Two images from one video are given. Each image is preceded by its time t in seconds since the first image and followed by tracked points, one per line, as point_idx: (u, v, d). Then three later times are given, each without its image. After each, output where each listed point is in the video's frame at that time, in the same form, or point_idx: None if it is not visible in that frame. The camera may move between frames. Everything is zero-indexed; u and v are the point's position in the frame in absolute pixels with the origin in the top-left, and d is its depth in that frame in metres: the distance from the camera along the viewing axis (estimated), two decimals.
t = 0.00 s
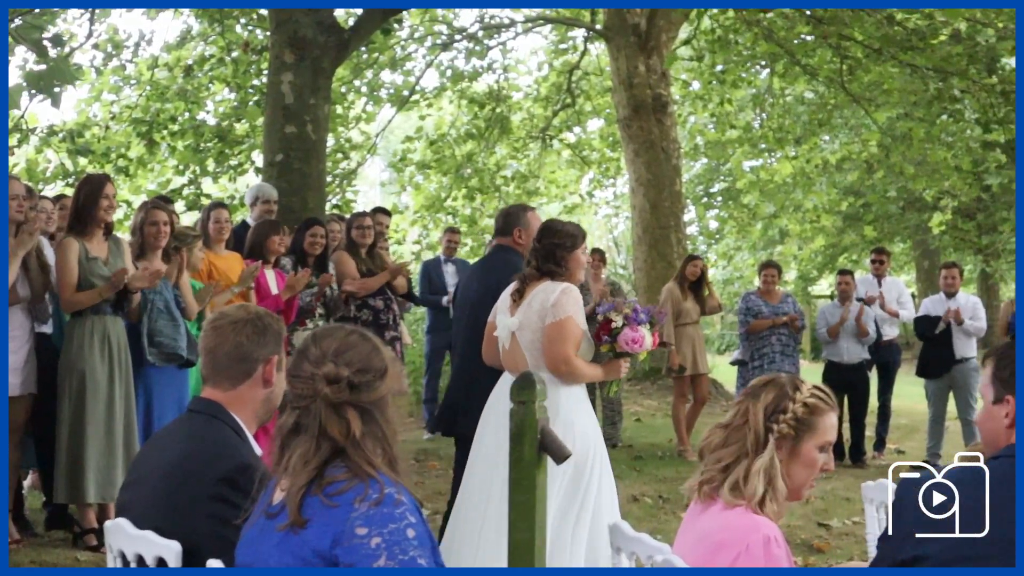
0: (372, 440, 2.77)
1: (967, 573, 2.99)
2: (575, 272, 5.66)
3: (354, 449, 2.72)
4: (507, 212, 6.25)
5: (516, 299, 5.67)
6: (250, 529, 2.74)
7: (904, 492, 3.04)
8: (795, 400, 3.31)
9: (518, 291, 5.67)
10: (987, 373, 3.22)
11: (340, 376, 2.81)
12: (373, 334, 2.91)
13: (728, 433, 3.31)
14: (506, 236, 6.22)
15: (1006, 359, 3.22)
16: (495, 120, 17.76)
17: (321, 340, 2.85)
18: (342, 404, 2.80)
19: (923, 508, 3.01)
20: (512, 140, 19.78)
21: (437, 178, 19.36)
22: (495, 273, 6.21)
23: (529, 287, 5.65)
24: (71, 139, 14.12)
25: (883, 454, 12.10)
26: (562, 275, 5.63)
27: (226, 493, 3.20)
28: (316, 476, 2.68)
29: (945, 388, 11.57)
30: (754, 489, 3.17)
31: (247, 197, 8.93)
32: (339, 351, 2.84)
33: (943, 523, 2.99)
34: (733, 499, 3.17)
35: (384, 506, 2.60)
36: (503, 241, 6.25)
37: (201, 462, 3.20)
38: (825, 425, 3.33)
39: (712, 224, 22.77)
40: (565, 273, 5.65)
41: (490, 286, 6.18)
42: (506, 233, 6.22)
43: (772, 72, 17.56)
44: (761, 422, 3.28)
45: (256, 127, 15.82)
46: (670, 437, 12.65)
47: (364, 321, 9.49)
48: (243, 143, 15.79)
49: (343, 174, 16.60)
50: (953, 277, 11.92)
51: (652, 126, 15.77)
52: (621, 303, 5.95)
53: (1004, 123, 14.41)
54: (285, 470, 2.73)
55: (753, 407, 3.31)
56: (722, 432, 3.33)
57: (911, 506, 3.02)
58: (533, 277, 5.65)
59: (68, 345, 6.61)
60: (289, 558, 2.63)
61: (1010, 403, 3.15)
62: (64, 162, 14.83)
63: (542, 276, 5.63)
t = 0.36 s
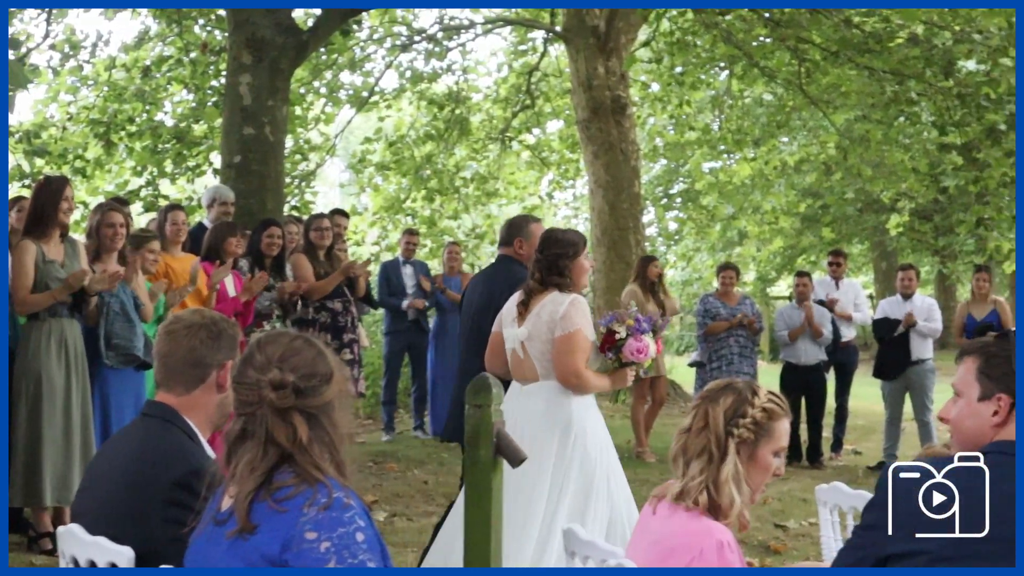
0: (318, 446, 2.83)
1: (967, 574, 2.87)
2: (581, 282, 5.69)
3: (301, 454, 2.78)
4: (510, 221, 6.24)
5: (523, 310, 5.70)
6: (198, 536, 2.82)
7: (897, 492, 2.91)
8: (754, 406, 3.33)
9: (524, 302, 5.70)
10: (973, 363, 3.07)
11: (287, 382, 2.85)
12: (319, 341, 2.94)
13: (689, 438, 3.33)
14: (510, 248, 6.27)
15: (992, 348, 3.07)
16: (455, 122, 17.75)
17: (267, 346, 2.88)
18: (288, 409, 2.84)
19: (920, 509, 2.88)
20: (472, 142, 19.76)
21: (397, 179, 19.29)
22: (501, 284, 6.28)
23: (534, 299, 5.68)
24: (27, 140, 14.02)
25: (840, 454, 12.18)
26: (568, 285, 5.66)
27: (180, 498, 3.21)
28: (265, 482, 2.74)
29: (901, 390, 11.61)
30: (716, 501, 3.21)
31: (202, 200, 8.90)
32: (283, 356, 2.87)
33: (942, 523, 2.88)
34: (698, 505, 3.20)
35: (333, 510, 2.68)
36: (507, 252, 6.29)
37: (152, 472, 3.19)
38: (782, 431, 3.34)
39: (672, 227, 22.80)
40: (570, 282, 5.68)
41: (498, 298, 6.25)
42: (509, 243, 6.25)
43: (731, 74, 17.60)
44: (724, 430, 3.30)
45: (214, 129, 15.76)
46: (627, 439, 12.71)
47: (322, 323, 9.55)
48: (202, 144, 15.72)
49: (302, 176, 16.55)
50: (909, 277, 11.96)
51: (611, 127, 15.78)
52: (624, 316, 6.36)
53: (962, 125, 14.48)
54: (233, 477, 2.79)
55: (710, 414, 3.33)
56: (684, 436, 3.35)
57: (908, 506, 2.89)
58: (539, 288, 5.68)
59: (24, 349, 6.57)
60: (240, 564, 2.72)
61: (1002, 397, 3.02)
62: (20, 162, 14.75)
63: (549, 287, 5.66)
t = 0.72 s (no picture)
0: (256, 452, 2.84)
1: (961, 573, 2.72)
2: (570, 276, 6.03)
3: (240, 461, 2.79)
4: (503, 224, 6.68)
5: (513, 303, 6.05)
6: (136, 544, 2.83)
7: (883, 492, 2.74)
8: (699, 410, 3.37)
9: (514, 296, 6.04)
10: (935, 366, 2.88)
11: (224, 389, 2.85)
12: (257, 348, 2.95)
13: (632, 442, 3.34)
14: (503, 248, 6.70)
15: (955, 349, 2.88)
16: (407, 124, 17.76)
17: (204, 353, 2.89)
18: (226, 416, 2.85)
19: (918, 508, 2.71)
20: (422, 143, 19.74)
21: (347, 181, 19.23)
22: (497, 281, 6.72)
23: (524, 292, 6.02)
24: None
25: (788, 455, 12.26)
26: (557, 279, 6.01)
27: (121, 505, 3.24)
28: (203, 487, 2.76)
29: (850, 390, 11.69)
30: (662, 502, 3.21)
31: (150, 202, 8.86)
32: (220, 362, 2.88)
33: (941, 523, 2.72)
34: (642, 507, 3.20)
35: (272, 515, 2.70)
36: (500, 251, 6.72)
37: (93, 475, 3.23)
38: (726, 436, 3.39)
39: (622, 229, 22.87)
40: (558, 275, 6.02)
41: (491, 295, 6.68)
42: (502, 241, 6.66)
43: (680, 76, 17.67)
44: (668, 434, 3.33)
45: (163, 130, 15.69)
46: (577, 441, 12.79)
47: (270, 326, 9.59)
48: (150, 145, 15.65)
49: (251, 176, 16.48)
50: (857, 279, 12.03)
51: (561, 129, 15.78)
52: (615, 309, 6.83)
53: (911, 128, 14.56)
54: (171, 484, 2.80)
55: (654, 418, 3.36)
56: (627, 439, 3.37)
57: (898, 507, 2.72)
58: (530, 283, 6.02)
59: None
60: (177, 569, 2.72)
61: (963, 403, 2.82)
62: None
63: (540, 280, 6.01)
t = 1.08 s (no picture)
0: (189, 457, 2.87)
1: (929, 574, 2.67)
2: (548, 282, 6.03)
3: (172, 468, 2.84)
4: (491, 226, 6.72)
5: (491, 308, 6.04)
6: (70, 548, 2.89)
7: (850, 495, 2.66)
8: (635, 416, 3.36)
9: (492, 301, 6.04)
10: (874, 376, 2.81)
11: (156, 396, 2.88)
12: (188, 354, 2.97)
13: (568, 445, 3.34)
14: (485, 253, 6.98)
15: (894, 359, 2.82)
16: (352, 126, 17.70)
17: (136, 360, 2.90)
18: (158, 423, 2.88)
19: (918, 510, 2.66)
20: (368, 144, 19.68)
21: (293, 181, 19.14)
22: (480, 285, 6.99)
23: (502, 297, 6.02)
24: None
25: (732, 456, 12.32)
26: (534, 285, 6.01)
27: (50, 509, 3.36)
28: (137, 491, 2.82)
29: (793, 392, 11.74)
30: (591, 506, 3.20)
31: (92, 202, 8.79)
32: (153, 370, 2.90)
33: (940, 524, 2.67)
34: (575, 513, 3.21)
35: (208, 517, 2.78)
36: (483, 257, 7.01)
37: (30, 482, 3.36)
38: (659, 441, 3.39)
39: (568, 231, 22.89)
40: (535, 280, 6.03)
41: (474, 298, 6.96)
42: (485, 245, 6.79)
43: (626, 78, 17.67)
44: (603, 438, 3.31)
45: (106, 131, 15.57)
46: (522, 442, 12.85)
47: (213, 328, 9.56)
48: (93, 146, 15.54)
49: (195, 178, 16.38)
50: (800, 281, 12.08)
51: (507, 130, 15.78)
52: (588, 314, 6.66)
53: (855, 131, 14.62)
54: (103, 490, 2.85)
55: (592, 421, 3.35)
56: (564, 442, 3.36)
57: (866, 513, 2.65)
58: (508, 288, 6.02)
59: None
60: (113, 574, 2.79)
61: (902, 414, 2.76)
62: None
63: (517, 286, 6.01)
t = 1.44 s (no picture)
0: (125, 465, 2.86)
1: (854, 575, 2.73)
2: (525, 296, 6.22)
3: (106, 473, 2.82)
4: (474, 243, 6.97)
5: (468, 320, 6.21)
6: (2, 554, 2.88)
7: (775, 508, 2.71)
8: (552, 420, 3.38)
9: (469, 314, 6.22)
10: (794, 384, 2.83)
11: (94, 401, 2.87)
12: (127, 365, 2.98)
13: (495, 465, 3.31)
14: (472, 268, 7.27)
15: (813, 365, 2.85)
16: (296, 126, 17.62)
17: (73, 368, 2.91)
18: (94, 428, 2.87)
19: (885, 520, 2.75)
20: (312, 145, 19.61)
21: (236, 183, 19.02)
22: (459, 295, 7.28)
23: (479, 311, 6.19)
24: None
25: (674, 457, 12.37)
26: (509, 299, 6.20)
27: None
28: (69, 496, 2.80)
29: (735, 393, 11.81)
30: (531, 519, 3.21)
31: (29, 204, 8.72)
32: (90, 376, 2.90)
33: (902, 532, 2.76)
34: (511, 523, 3.20)
35: (141, 524, 2.73)
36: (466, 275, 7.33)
37: None
38: (578, 439, 3.43)
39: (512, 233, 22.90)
40: (511, 292, 6.22)
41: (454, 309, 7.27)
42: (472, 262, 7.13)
43: (570, 80, 17.67)
44: (529, 451, 3.32)
45: (46, 132, 15.44)
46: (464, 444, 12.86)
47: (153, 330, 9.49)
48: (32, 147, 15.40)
49: (137, 180, 16.25)
50: (741, 283, 12.14)
51: (450, 132, 15.75)
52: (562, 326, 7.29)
53: (796, 133, 14.68)
54: (34, 495, 2.83)
55: (512, 437, 3.35)
56: (490, 463, 3.34)
57: (793, 522, 2.70)
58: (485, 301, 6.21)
59: None
60: None
61: (825, 421, 2.79)
62: None
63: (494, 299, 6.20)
